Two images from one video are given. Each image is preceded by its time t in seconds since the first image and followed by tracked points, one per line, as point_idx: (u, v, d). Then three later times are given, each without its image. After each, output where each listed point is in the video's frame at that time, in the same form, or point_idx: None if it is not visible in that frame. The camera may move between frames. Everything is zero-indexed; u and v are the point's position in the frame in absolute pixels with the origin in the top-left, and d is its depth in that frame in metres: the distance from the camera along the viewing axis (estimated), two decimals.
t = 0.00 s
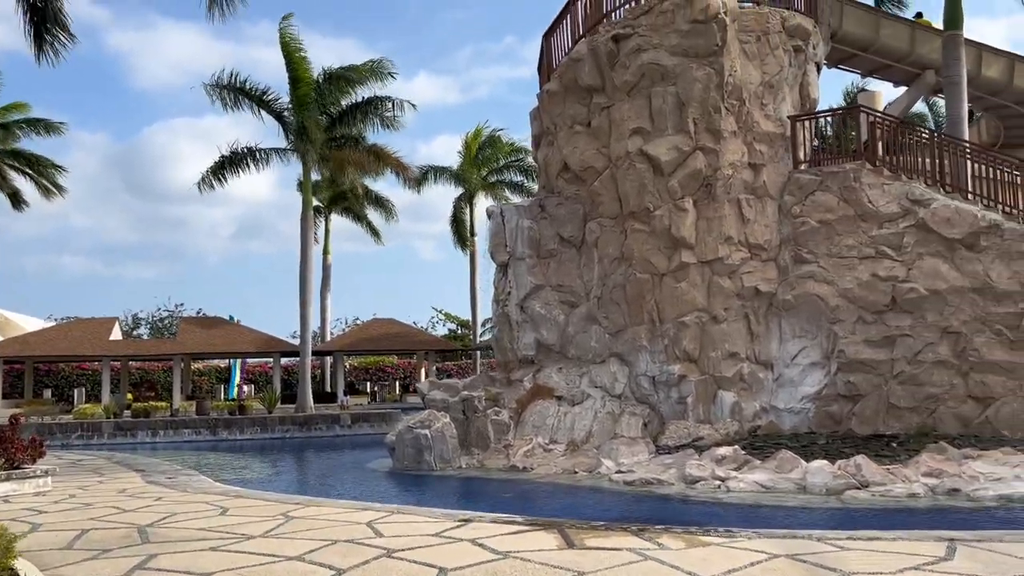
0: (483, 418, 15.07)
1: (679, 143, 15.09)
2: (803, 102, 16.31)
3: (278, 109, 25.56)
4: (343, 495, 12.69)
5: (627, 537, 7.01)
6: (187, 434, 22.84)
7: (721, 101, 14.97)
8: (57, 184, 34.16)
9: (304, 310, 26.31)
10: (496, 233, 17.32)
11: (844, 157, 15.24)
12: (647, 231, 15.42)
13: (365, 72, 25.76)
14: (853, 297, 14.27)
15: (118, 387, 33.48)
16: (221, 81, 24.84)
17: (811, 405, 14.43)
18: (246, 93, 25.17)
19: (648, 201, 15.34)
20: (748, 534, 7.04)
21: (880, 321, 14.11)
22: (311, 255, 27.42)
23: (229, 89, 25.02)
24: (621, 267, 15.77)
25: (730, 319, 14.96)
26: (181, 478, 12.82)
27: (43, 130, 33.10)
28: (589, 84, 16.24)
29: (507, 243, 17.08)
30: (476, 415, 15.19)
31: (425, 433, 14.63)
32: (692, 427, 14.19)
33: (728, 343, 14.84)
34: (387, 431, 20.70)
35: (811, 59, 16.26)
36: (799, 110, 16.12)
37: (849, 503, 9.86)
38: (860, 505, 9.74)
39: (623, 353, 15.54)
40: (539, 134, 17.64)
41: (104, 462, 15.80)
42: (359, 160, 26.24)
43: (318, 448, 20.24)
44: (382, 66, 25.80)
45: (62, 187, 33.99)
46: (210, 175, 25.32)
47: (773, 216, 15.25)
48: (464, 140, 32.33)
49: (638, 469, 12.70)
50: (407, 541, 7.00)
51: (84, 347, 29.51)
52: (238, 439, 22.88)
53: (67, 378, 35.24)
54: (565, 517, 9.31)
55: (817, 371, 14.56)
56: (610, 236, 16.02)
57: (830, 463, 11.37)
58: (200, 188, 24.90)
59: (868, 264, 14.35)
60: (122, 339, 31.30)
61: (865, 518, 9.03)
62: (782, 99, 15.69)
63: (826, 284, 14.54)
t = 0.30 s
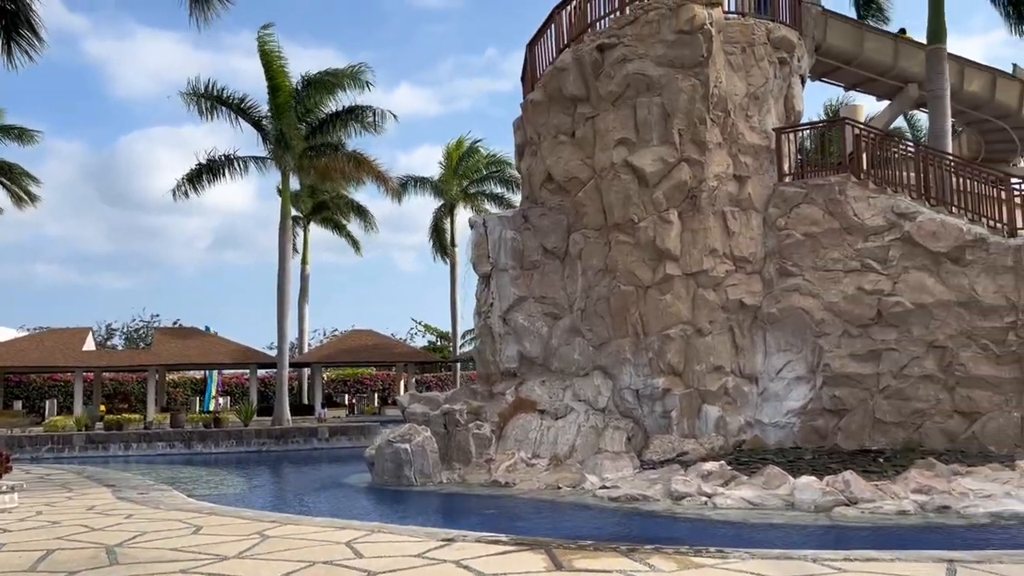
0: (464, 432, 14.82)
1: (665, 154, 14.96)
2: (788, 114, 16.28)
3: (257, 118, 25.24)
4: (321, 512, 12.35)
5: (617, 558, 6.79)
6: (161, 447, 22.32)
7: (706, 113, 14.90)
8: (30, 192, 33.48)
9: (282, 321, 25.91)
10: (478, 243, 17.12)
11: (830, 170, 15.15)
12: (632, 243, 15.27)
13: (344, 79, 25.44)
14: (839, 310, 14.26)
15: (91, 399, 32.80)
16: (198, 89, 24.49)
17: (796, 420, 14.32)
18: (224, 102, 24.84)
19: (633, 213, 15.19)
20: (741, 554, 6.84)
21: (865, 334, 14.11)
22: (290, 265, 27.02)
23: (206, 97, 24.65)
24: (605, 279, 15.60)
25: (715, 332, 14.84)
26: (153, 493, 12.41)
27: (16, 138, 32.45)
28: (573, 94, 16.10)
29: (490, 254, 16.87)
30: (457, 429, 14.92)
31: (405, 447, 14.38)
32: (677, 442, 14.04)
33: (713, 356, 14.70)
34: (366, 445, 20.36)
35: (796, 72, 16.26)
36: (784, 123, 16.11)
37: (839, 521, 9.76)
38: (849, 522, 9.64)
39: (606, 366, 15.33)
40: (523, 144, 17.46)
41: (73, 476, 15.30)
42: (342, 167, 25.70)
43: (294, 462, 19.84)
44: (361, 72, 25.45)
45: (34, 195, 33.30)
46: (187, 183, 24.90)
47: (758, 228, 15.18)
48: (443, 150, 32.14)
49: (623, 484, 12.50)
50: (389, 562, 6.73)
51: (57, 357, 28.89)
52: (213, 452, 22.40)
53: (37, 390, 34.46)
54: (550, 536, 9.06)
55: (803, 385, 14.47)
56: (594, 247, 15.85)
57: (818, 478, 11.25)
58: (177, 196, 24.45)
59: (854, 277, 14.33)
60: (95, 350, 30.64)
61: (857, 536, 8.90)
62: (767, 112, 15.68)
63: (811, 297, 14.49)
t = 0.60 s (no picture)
0: (450, 439, 14.61)
1: (655, 159, 14.83)
2: (778, 121, 16.28)
3: (241, 119, 24.95)
4: (305, 520, 12.07)
5: (612, 569, 6.60)
6: (140, 453, 21.89)
7: (697, 117, 14.81)
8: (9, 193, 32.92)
9: (265, 325, 25.55)
10: (466, 248, 16.91)
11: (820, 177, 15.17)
12: (621, 248, 15.14)
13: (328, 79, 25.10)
14: (829, 317, 14.19)
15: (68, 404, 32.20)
16: (182, 89, 24.15)
17: (786, 427, 14.21)
18: (208, 103, 24.53)
19: (623, 217, 15.05)
20: (739, 565, 6.68)
21: (855, 342, 14.07)
22: (273, 269, 26.67)
23: (190, 98, 24.31)
24: (595, 285, 15.44)
25: (705, 338, 14.72)
26: (132, 500, 12.08)
27: None
28: (563, 98, 15.95)
29: (477, 258, 16.66)
30: (443, 436, 14.66)
31: (390, 454, 14.15)
32: (666, 449, 13.90)
33: (702, 363, 14.58)
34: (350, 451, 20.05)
35: (786, 78, 16.25)
36: (774, 129, 16.09)
37: (832, 530, 9.66)
38: (843, 532, 9.53)
39: (595, 372, 15.18)
40: (512, 147, 17.30)
41: (48, 482, 14.90)
42: (327, 170, 25.38)
43: (276, 469, 19.50)
44: (345, 71, 25.09)
45: (11, 196, 32.64)
46: (169, 185, 24.52)
47: (748, 234, 15.11)
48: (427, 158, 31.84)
49: (612, 492, 12.32)
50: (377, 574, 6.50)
51: (34, 361, 28.34)
52: (193, 458, 22.00)
53: (14, 394, 33.81)
54: (541, 545, 8.86)
55: (793, 393, 14.35)
56: (583, 252, 15.69)
57: (810, 487, 11.14)
58: (160, 200, 24.11)
59: (844, 284, 14.30)
60: (73, 353, 30.10)
61: (852, 545, 8.78)
62: (758, 116, 15.62)
63: (802, 304, 14.43)
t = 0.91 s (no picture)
0: (444, 439, 14.40)
1: (655, 156, 14.62)
2: (778, 119, 16.25)
3: (233, 114, 24.62)
4: (297, 522, 11.80)
5: None
6: (128, 452, 21.54)
7: (698, 115, 14.61)
8: None
9: (255, 324, 25.22)
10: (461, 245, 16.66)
11: (820, 178, 15.14)
12: (619, 247, 14.94)
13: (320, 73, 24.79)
14: (830, 319, 14.10)
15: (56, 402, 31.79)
16: (172, 83, 23.80)
17: (786, 429, 14.11)
18: (200, 97, 24.19)
19: (622, 216, 14.86)
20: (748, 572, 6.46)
21: (856, 343, 13.97)
22: (264, 267, 26.36)
23: (181, 92, 23.98)
24: (592, 284, 15.26)
25: (703, 339, 14.55)
26: (119, 501, 11.78)
27: None
28: (561, 94, 15.75)
29: (473, 256, 16.40)
30: (438, 436, 14.49)
31: (384, 455, 13.90)
32: (664, 451, 13.72)
33: (701, 363, 14.43)
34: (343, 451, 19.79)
35: (787, 76, 16.18)
36: (774, 127, 16.04)
37: (836, 535, 9.49)
38: (847, 537, 9.36)
39: (591, 372, 14.99)
40: (509, 144, 17.08)
41: (34, 482, 14.58)
42: (319, 167, 25.08)
43: (266, 469, 19.21)
44: (338, 66, 24.80)
45: None
46: (160, 181, 24.15)
47: (748, 234, 15.00)
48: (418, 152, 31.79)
49: (610, 494, 12.12)
50: None
51: (21, 357, 27.92)
52: (182, 458, 21.66)
53: None
54: (540, 550, 8.63)
55: (792, 395, 14.24)
56: (581, 251, 15.50)
57: (812, 491, 10.99)
58: (149, 195, 23.75)
59: (844, 286, 14.23)
60: (61, 350, 29.70)
61: (858, 551, 8.60)
62: (758, 115, 15.56)
63: (802, 305, 14.34)
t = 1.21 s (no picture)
0: (442, 432, 14.19)
1: (658, 146, 14.40)
2: (783, 110, 16.09)
3: (229, 104, 24.30)
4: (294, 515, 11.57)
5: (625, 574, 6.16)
6: (122, 444, 21.28)
7: (702, 104, 14.39)
8: None
9: (251, 316, 24.94)
10: (460, 236, 16.41)
11: (825, 170, 14.97)
12: (621, 238, 14.70)
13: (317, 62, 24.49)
14: (834, 312, 13.94)
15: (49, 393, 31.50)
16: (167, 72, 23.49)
17: (789, 424, 13.97)
18: (195, 86, 23.87)
19: (624, 206, 14.62)
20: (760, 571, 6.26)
21: (860, 337, 13.83)
22: (260, 259, 26.08)
23: (177, 80, 23.67)
24: (593, 275, 15.03)
25: (706, 332, 14.36)
26: (111, 493, 11.52)
27: None
28: (563, 82, 15.51)
29: (472, 247, 16.15)
30: (436, 429, 14.34)
31: (381, 447, 13.67)
32: (665, 446, 13.53)
33: (703, 357, 14.23)
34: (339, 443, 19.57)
35: (791, 65, 16.02)
36: (778, 118, 15.88)
37: (844, 531, 9.33)
38: (856, 533, 9.20)
39: (592, 365, 14.77)
40: (509, 134, 16.85)
41: (24, 473, 14.33)
42: (318, 157, 24.69)
43: (261, 461, 18.96)
44: (336, 55, 24.49)
45: None
46: (155, 169, 23.82)
47: (752, 226, 14.84)
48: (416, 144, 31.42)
49: (612, 488, 11.92)
50: None
51: (13, 347, 27.60)
52: (176, 450, 21.40)
53: None
54: (543, 547, 8.41)
55: (796, 389, 14.07)
56: (582, 242, 15.26)
57: (818, 486, 10.83)
58: (144, 184, 23.43)
59: (849, 279, 14.09)
60: (55, 341, 29.41)
61: (869, 548, 8.43)
62: (763, 105, 15.37)
63: (806, 298, 14.19)
